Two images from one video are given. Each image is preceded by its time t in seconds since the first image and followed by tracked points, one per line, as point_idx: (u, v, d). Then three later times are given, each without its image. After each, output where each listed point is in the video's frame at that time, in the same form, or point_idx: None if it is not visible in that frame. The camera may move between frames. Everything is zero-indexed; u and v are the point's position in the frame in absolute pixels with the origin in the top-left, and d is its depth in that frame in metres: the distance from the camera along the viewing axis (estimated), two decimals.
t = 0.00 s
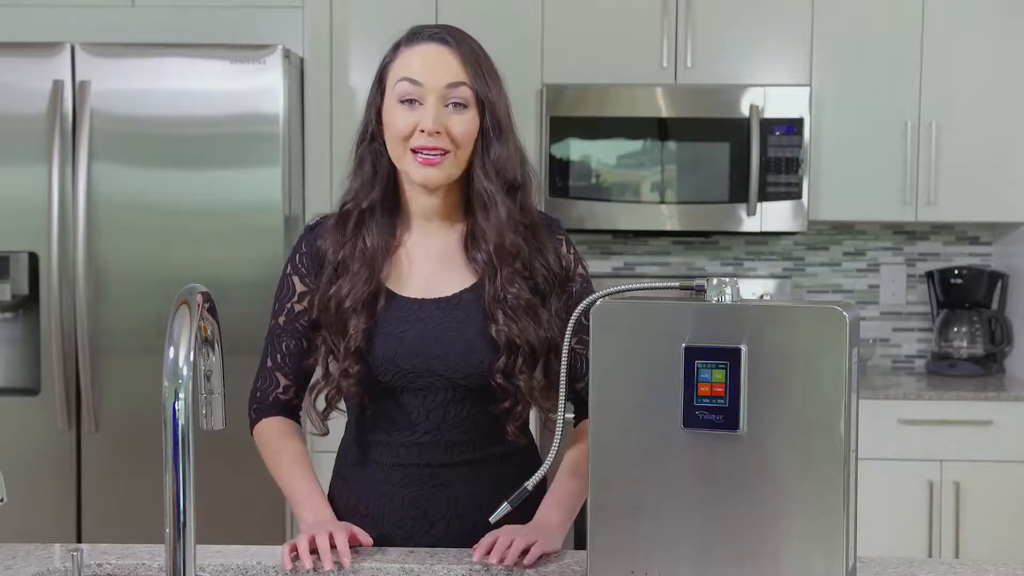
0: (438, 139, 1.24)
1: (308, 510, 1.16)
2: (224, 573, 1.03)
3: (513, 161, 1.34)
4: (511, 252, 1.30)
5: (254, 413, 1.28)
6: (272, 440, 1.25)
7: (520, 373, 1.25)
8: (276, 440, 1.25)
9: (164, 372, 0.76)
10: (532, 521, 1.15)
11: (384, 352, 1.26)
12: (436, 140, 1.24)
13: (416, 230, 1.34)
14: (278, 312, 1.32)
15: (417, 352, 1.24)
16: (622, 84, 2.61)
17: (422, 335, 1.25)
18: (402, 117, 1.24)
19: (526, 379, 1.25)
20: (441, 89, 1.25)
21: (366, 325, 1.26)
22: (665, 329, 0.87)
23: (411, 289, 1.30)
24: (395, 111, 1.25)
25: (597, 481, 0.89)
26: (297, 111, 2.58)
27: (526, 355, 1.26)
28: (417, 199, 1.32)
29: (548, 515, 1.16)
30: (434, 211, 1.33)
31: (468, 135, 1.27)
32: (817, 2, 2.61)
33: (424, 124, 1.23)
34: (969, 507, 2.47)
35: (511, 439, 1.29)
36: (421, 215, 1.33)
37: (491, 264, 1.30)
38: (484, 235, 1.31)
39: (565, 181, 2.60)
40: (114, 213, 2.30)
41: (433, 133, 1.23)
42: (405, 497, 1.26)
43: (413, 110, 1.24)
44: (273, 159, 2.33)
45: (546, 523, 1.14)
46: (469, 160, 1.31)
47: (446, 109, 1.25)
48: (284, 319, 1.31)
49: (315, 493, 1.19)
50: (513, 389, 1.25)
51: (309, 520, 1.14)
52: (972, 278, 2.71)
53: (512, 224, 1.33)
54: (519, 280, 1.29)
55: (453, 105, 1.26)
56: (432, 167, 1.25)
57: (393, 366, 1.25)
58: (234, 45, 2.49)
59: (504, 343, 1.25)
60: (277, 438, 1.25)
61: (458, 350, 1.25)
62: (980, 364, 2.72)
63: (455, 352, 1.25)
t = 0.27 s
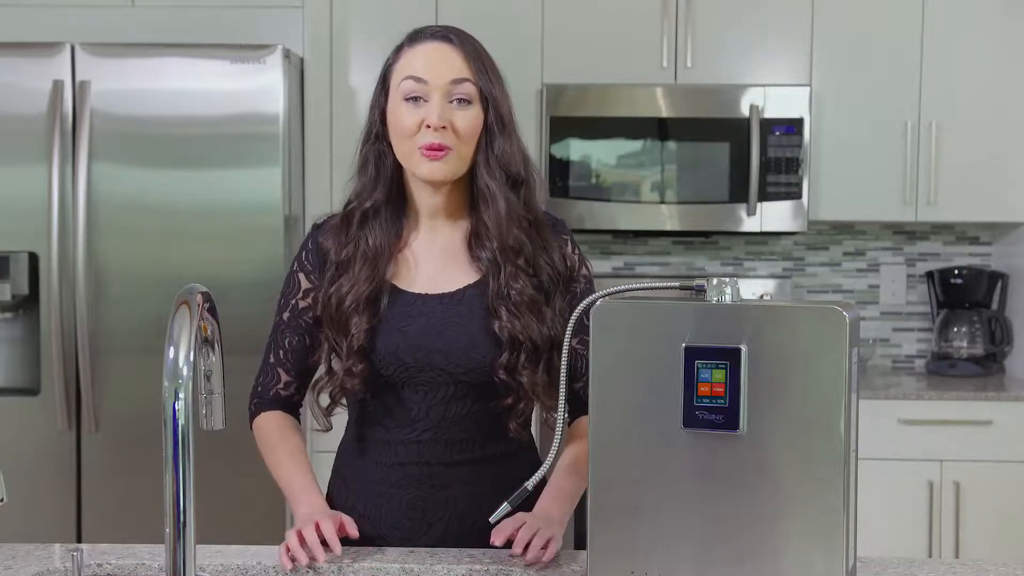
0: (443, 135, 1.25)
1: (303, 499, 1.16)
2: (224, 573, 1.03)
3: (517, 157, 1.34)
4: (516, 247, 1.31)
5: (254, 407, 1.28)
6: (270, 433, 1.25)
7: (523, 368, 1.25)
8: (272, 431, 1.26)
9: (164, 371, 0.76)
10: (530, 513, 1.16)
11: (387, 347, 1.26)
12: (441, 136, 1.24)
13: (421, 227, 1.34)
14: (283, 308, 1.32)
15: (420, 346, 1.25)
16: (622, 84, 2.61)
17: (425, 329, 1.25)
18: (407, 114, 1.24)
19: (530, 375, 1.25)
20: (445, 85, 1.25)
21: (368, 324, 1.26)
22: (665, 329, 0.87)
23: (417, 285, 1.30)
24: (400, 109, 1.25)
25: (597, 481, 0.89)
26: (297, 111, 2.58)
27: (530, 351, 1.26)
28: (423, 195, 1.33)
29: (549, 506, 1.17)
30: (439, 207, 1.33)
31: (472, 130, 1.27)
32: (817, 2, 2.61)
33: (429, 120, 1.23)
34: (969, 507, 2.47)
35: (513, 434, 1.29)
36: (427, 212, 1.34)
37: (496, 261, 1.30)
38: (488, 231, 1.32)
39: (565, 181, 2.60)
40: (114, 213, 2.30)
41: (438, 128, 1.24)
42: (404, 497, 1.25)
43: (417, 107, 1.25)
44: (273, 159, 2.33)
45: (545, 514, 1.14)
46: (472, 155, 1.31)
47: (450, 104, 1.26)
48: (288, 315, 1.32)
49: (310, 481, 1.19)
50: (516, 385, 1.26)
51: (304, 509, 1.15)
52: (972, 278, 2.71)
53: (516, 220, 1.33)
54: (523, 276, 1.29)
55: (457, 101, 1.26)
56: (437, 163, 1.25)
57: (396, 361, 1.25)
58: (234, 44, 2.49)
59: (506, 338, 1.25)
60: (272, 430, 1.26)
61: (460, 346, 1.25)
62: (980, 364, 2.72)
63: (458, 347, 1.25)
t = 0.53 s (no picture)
0: (445, 137, 1.24)
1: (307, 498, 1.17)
2: (224, 573, 1.03)
3: (519, 158, 1.34)
4: (518, 246, 1.32)
5: (261, 413, 1.28)
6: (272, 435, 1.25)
7: (527, 363, 1.26)
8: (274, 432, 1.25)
9: (164, 371, 0.76)
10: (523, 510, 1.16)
11: (390, 343, 1.26)
12: (443, 139, 1.24)
13: (425, 227, 1.34)
14: (288, 312, 1.32)
15: (422, 341, 1.25)
16: (622, 84, 2.61)
17: (427, 325, 1.26)
18: (408, 118, 1.24)
19: (533, 370, 1.26)
20: (445, 88, 1.25)
21: (370, 321, 1.26)
22: (665, 329, 0.87)
23: (420, 284, 1.30)
24: (401, 112, 1.25)
25: (597, 481, 0.89)
26: (297, 111, 2.58)
27: (533, 346, 1.26)
28: (425, 195, 1.33)
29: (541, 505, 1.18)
30: (442, 206, 1.33)
31: (473, 132, 1.27)
32: (818, 2, 2.61)
33: (430, 123, 1.23)
34: (969, 507, 2.47)
35: (517, 430, 1.30)
36: (430, 212, 1.34)
37: (500, 259, 1.31)
38: (491, 229, 1.32)
39: (565, 181, 2.60)
40: (114, 213, 2.30)
41: (439, 130, 1.24)
42: (404, 496, 1.25)
43: (418, 111, 1.25)
44: (273, 159, 2.33)
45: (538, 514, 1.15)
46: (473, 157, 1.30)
47: (451, 107, 1.26)
48: (292, 318, 1.31)
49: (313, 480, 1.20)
50: (520, 379, 1.26)
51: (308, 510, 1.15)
52: (973, 278, 2.71)
53: (518, 219, 1.34)
54: (526, 274, 1.30)
55: (457, 103, 1.26)
56: (441, 165, 1.25)
57: (398, 356, 1.26)
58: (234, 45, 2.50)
59: (510, 333, 1.25)
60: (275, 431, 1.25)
61: (463, 341, 1.26)
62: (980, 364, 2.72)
63: (460, 343, 1.25)
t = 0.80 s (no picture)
0: (443, 138, 1.25)
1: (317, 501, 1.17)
2: (224, 573, 1.03)
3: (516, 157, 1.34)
4: (516, 244, 1.32)
5: (269, 422, 1.28)
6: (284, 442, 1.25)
7: (527, 360, 1.26)
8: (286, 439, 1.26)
9: (164, 371, 0.76)
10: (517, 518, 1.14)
11: (389, 342, 1.26)
12: (442, 139, 1.24)
13: (423, 226, 1.34)
14: (290, 317, 1.32)
15: (422, 340, 1.25)
16: (622, 84, 2.61)
17: (426, 324, 1.26)
18: (407, 118, 1.24)
19: (534, 366, 1.26)
20: (444, 88, 1.25)
21: (369, 321, 1.26)
22: (665, 329, 0.87)
23: (418, 283, 1.30)
24: (399, 112, 1.25)
25: (597, 481, 0.89)
26: (297, 111, 2.58)
27: (532, 343, 1.26)
28: (423, 196, 1.33)
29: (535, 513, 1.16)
30: (440, 206, 1.33)
31: (472, 131, 1.27)
32: (818, 2, 2.61)
33: (429, 123, 1.23)
34: (969, 507, 2.47)
35: (515, 427, 1.29)
36: (428, 212, 1.34)
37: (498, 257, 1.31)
38: (488, 228, 1.32)
39: (565, 181, 2.60)
40: (114, 213, 2.30)
41: (438, 130, 1.24)
42: (406, 494, 1.25)
43: (417, 111, 1.25)
44: (273, 159, 2.33)
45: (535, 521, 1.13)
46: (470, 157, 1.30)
47: (449, 107, 1.26)
48: (295, 324, 1.31)
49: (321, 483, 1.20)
50: (520, 376, 1.26)
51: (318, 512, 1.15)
52: (973, 278, 2.71)
53: (514, 218, 1.34)
54: (524, 272, 1.30)
55: (455, 103, 1.26)
56: (437, 164, 1.25)
57: (398, 355, 1.26)
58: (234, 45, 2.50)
59: (510, 331, 1.25)
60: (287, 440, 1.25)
61: (462, 340, 1.25)
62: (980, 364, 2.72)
63: (459, 341, 1.25)
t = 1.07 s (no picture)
0: (449, 140, 1.24)
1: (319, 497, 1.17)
2: (224, 573, 1.03)
3: (517, 156, 1.37)
4: (516, 240, 1.33)
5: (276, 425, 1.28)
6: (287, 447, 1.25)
7: (529, 350, 1.26)
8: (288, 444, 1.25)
9: (164, 371, 0.76)
10: (517, 518, 1.14)
11: (390, 340, 1.26)
12: (448, 141, 1.24)
13: (424, 225, 1.34)
14: (293, 319, 1.33)
15: (422, 337, 1.25)
16: (622, 84, 2.61)
17: (427, 321, 1.26)
18: (411, 121, 1.24)
19: (536, 357, 1.26)
20: (448, 90, 1.25)
21: (370, 319, 1.26)
22: (665, 329, 0.87)
23: (420, 281, 1.30)
24: (403, 115, 1.25)
25: (597, 481, 0.89)
26: (297, 111, 2.58)
27: (533, 335, 1.26)
28: (424, 195, 1.33)
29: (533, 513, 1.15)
30: (441, 206, 1.33)
31: (477, 132, 1.27)
32: (818, 2, 2.61)
33: (434, 125, 1.23)
34: (969, 507, 2.47)
35: (521, 422, 1.30)
36: (428, 211, 1.34)
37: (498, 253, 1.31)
38: (488, 225, 1.32)
39: (565, 181, 2.60)
40: (114, 213, 2.30)
41: (443, 133, 1.23)
42: (407, 493, 1.25)
43: (421, 113, 1.25)
44: (273, 159, 2.33)
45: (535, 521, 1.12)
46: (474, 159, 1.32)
47: (453, 109, 1.25)
48: (298, 326, 1.32)
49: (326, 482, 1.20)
50: (522, 368, 1.26)
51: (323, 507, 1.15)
52: (973, 278, 2.71)
53: (514, 216, 1.34)
54: (524, 267, 1.30)
55: (459, 105, 1.26)
56: (445, 166, 1.24)
57: (398, 352, 1.26)
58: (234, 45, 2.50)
59: (511, 324, 1.25)
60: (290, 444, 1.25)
61: (463, 336, 1.26)
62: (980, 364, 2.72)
63: (460, 337, 1.25)
